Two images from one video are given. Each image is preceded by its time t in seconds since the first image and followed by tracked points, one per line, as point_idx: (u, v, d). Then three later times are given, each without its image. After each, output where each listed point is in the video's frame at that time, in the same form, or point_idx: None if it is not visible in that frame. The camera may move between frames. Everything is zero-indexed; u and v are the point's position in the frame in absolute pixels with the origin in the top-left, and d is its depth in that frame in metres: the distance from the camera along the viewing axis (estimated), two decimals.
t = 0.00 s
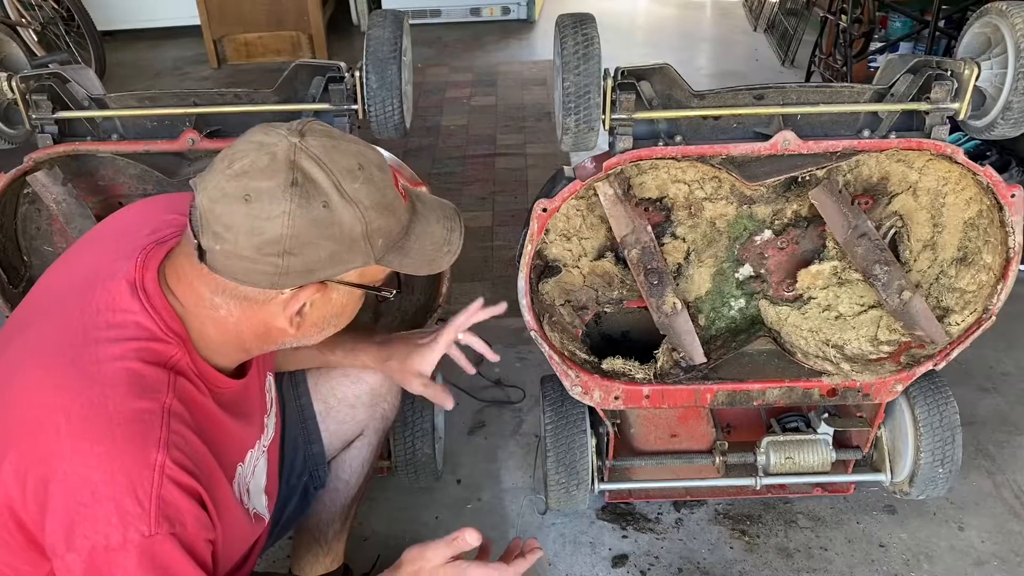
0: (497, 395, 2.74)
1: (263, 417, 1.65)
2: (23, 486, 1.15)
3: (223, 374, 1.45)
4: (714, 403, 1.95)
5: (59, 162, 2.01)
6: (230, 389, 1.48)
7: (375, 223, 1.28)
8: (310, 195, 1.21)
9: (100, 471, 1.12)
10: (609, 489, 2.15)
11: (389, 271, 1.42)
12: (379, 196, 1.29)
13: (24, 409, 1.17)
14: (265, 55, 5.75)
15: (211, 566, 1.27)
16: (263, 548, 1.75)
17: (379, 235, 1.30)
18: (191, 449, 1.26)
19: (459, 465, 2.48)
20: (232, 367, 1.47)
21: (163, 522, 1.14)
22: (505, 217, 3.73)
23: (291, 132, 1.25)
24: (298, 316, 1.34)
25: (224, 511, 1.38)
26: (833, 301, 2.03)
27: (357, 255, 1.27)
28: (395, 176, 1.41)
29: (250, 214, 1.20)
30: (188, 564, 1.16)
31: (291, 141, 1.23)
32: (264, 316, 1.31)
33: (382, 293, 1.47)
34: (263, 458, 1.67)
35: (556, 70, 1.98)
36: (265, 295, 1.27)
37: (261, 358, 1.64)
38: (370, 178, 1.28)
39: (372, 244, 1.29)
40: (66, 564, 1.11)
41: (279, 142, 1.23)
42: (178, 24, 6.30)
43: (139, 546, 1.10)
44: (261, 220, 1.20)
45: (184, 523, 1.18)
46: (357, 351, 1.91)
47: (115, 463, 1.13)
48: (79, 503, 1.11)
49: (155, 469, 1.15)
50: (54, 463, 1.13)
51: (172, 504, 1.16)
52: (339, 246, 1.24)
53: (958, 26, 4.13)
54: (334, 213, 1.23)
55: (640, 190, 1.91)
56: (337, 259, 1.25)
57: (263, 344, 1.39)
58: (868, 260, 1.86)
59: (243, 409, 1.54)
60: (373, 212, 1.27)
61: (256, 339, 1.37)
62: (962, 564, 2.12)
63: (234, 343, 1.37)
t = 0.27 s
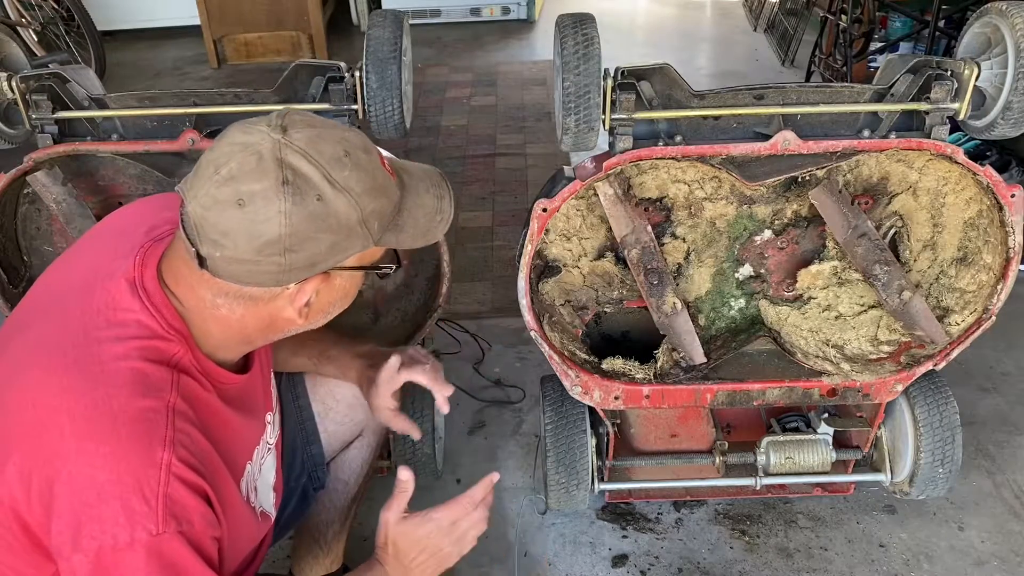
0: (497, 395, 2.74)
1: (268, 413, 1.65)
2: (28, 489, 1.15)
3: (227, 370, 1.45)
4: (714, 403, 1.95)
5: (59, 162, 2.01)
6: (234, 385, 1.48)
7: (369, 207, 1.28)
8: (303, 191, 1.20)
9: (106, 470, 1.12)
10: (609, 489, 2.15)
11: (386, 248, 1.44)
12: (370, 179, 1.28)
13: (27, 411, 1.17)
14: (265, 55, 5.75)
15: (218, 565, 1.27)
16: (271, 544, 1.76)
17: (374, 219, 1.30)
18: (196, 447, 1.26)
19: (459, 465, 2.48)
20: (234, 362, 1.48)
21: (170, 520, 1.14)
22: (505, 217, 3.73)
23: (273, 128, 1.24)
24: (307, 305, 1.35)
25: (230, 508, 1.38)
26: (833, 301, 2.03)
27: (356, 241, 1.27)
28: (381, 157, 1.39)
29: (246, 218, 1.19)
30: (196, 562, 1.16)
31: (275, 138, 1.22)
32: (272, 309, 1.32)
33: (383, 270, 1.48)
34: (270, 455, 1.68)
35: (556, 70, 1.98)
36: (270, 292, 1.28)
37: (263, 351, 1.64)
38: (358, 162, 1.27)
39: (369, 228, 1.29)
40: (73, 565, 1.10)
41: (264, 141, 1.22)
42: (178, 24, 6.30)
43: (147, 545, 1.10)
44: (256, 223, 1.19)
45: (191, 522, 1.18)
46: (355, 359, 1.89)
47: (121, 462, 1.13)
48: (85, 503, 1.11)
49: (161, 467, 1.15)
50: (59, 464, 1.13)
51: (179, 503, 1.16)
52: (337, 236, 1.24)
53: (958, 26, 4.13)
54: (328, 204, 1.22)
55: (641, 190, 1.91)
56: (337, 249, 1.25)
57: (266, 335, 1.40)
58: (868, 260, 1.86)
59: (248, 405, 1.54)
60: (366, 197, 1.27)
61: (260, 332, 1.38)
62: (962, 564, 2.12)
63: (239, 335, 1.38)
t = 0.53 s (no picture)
0: (497, 394, 2.74)
1: (267, 411, 1.65)
2: (25, 488, 1.14)
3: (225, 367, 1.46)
4: (714, 403, 1.95)
5: (59, 162, 2.01)
6: (232, 382, 1.48)
7: (357, 193, 1.30)
8: (290, 176, 1.21)
9: (104, 469, 1.12)
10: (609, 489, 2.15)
11: (376, 238, 1.45)
12: (357, 165, 1.30)
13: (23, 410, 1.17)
14: (265, 55, 5.74)
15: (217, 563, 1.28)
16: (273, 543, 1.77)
17: (363, 205, 1.32)
18: (194, 445, 1.26)
19: (459, 465, 2.48)
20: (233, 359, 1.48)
21: (169, 518, 1.14)
22: (505, 217, 3.73)
23: (259, 116, 1.24)
24: (298, 298, 1.36)
25: (228, 506, 1.38)
26: (833, 301, 2.03)
27: (344, 228, 1.29)
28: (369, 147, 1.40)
29: (234, 204, 1.20)
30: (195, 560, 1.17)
31: (261, 124, 1.23)
32: (262, 301, 1.33)
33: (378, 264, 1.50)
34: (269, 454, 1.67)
35: (556, 70, 1.98)
36: (262, 283, 1.29)
37: (260, 347, 1.64)
38: (344, 148, 1.28)
39: (358, 214, 1.31)
40: (71, 565, 1.10)
41: (250, 127, 1.22)
42: (178, 24, 6.30)
43: (146, 544, 1.10)
44: (245, 209, 1.19)
45: (190, 520, 1.18)
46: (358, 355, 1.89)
47: (119, 461, 1.13)
48: (83, 503, 1.11)
49: (159, 465, 1.16)
50: (56, 463, 1.13)
51: (177, 500, 1.16)
52: (326, 223, 1.26)
53: (958, 26, 4.12)
54: (316, 190, 1.24)
55: (641, 190, 1.91)
56: (326, 236, 1.27)
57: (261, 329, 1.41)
58: (868, 260, 1.86)
59: (246, 402, 1.55)
60: (354, 182, 1.28)
61: (255, 326, 1.39)
62: (962, 564, 2.12)
63: (235, 329, 1.39)
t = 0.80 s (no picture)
0: (496, 394, 2.74)
1: (263, 411, 1.65)
2: (22, 487, 1.14)
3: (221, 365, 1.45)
4: (714, 403, 1.95)
5: (59, 162, 2.01)
6: (229, 381, 1.48)
7: (346, 181, 1.29)
8: (275, 154, 1.22)
9: (101, 466, 1.12)
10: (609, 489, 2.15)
11: (369, 239, 1.42)
12: (348, 154, 1.30)
13: (20, 408, 1.16)
14: (265, 55, 5.74)
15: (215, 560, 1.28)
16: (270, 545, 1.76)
17: (351, 195, 1.31)
18: (192, 443, 1.26)
19: (458, 464, 2.48)
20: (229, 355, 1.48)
21: (166, 516, 1.14)
22: (505, 217, 3.73)
23: (252, 98, 1.26)
24: (280, 290, 1.33)
25: (227, 504, 1.38)
26: (833, 301, 2.03)
27: (330, 215, 1.28)
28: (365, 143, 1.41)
29: (218, 178, 1.21)
30: (192, 557, 1.18)
31: (252, 105, 1.24)
32: (249, 292, 1.31)
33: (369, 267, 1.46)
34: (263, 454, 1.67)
35: (556, 70, 1.98)
36: (244, 267, 1.27)
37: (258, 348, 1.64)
38: (335, 137, 1.28)
39: (345, 203, 1.30)
40: (70, 562, 1.11)
41: (241, 107, 1.24)
42: (178, 24, 6.30)
43: (144, 541, 1.12)
44: (227, 183, 1.21)
45: (187, 517, 1.19)
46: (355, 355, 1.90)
47: (116, 459, 1.13)
48: (81, 500, 1.11)
49: (157, 463, 1.16)
50: (53, 461, 1.13)
51: (174, 498, 1.17)
52: (310, 205, 1.25)
53: (958, 26, 4.13)
54: (300, 170, 1.24)
55: (641, 190, 1.91)
56: (309, 220, 1.26)
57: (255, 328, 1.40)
58: (868, 260, 1.86)
59: (243, 402, 1.54)
60: (341, 170, 1.28)
61: (244, 322, 1.37)
62: (962, 564, 2.12)
63: (226, 327, 1.37)
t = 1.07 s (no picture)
0: (496, 394, 2.74)
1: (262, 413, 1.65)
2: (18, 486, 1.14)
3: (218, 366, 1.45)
4: (714, 403, 1.95)
5: (59, 162, 2.01)
6: (226, 383, 1.48)
7: (342, 184, 1.29)
8: (270, 153, 1.22)
9: (95, 466, 1.12)
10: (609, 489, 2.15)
11: (365, 244, 1.41)
12: (345, 157, 1.29)
13: (16, 408, 1.17)
14: (265, 55, 5.74)
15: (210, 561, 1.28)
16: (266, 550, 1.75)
17: (347, 198, 1.30)
18: (187, 443, 1.26)
19: (458, 465, 2.48)
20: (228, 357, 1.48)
21: (160, 516, 1.14)
22: (505, 217, 3.73)
23: (252, 98, 1.27)
24: (272, 291, 1.32)
25: (221, 506, 1.38)
26: (833, 301, 2.03)
27: (324, 216, 1.27)
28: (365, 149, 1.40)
29: (212, 175, 1.21)
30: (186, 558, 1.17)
31: (252, 104, 1.25)
32: (242, 294, 1.30)
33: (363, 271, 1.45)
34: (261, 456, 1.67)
35: (556, 70, 1.98)
36: (236, 267, 1.26)
37: (255, 352, 1.64)
38: (333, 139, 1.28)
39: (340, 206, 1.29)
40: (64, 562, 1.10)
41: (241, 106, 1.25)
42: (178, 24, 6.29)
43: (137, 541, 1.11)
44: (221, 180, 1.21)
45: (181, 518, 1.18)
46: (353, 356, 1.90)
47: (110, 459, 1.13)
48: (74, 500, 1.11)
49: (150, 463, 1.16)
50: (48, 461, 1.13)
51: (168, 499, 1.16)
52: (303, 205, 1.25)
53: (958, 26, 4.13)
54: (295, 170, 1.24)
55: (641, 190, 1.91)
56: (302, 220, 1.25)
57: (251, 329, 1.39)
58: (868, 260, 1.86)
59: (240, 404, 1.54)
60: (338, 172, 1.28)
61: (238, 324, 1.37)
62: (962, 564, 2.12)
63: (222, 328, 1.37)
